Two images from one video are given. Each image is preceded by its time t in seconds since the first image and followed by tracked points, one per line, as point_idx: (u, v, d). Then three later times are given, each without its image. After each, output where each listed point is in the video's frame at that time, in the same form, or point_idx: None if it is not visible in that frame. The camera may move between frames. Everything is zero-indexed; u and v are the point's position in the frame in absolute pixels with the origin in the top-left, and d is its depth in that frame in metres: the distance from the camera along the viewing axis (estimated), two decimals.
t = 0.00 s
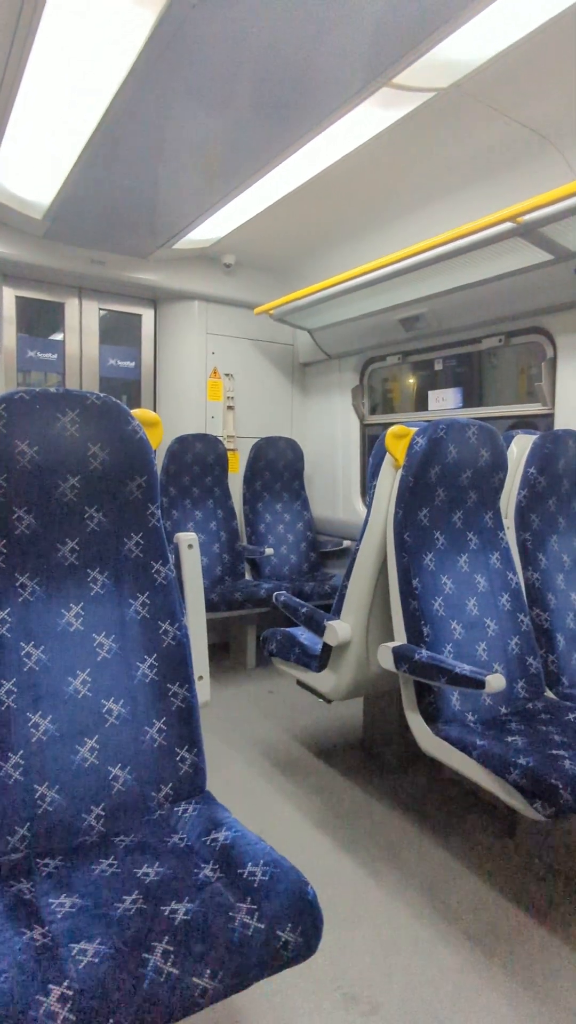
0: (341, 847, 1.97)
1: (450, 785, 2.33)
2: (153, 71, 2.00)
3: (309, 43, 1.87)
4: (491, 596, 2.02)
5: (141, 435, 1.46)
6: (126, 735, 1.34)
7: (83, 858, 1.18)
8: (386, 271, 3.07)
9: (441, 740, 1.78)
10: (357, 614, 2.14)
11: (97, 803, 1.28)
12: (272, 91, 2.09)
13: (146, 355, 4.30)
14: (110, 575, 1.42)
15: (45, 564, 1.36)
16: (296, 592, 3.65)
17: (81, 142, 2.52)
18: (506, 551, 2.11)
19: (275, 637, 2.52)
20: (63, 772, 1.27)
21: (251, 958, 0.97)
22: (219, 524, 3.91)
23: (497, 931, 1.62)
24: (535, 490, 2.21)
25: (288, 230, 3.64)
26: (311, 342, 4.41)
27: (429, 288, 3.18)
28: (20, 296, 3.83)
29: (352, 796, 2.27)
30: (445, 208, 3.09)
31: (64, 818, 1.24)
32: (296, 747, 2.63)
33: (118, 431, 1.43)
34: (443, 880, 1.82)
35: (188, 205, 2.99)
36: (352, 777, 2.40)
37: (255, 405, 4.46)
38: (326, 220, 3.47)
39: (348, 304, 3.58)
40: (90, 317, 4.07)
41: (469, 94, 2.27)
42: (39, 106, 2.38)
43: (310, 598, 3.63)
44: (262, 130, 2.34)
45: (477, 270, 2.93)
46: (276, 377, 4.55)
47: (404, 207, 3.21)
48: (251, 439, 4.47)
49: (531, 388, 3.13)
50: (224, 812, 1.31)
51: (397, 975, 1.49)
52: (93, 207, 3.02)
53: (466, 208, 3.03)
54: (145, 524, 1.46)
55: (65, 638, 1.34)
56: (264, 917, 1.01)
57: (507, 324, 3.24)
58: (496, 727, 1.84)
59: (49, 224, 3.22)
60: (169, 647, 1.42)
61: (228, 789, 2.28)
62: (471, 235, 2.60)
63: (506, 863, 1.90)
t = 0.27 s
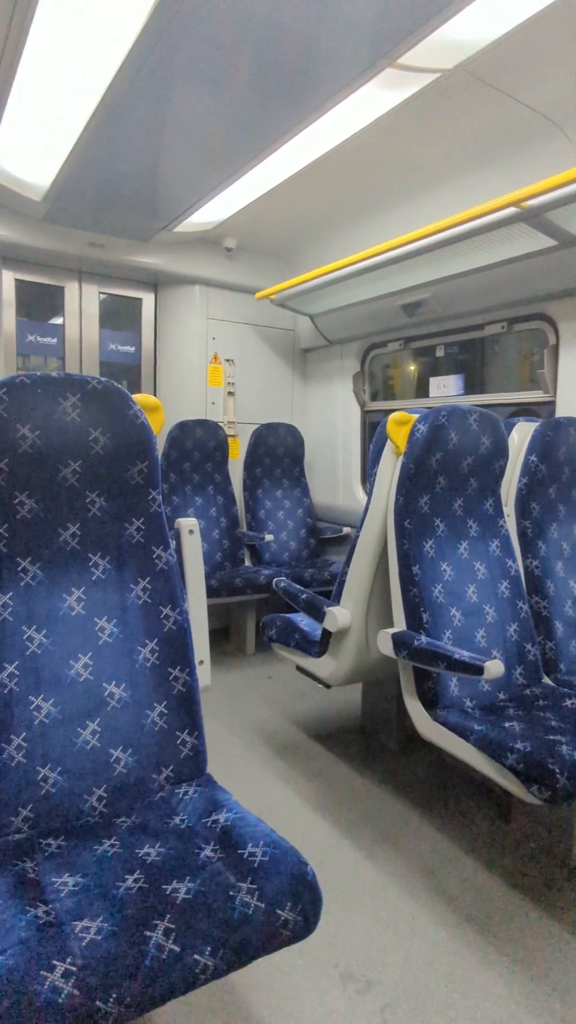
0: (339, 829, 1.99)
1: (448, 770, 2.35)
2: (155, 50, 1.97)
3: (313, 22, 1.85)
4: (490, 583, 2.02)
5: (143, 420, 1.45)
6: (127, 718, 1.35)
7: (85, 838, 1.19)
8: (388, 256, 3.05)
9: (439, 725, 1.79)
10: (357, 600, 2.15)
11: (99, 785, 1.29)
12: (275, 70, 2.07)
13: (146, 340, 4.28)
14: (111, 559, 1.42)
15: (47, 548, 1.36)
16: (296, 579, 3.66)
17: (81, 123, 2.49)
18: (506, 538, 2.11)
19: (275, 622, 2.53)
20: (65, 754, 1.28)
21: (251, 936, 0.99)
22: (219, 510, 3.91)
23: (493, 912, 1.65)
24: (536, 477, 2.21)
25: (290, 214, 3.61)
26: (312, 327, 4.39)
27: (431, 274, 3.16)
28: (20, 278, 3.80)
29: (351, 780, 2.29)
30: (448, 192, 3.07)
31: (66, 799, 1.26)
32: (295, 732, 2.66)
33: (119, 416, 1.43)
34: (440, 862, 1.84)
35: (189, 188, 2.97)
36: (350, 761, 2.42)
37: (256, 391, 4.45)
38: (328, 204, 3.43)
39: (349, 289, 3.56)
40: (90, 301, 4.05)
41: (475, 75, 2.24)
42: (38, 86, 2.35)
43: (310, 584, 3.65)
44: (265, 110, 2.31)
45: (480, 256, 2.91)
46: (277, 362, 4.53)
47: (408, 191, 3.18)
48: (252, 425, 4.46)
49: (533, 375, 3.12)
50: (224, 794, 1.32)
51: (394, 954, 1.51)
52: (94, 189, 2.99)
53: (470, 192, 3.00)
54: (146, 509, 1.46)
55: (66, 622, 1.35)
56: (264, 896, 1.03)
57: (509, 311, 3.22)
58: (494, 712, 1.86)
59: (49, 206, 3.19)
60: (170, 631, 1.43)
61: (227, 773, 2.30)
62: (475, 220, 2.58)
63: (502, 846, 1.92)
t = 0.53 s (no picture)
0: (338, 814, 2.01)
1: (446, 756, 2.37)
2: (156, 31, 1.95)
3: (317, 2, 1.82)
4: (490, 572, 2.03)
5: (143, 407, 1.45)
6: (128, 704, 1.36)
7: (86, 822, 1.20)
8: (390, 243, 3.02)
9: (437, 712, 1.80)
10: (357, 588, 2.15)
11: (100, 770, 1.30)
12: (278, 51, 2.04)
13: (146, 326, 4.26)
14: (112, 547, 1.42)
15: (47, 535, 1.36)
16: (296, 567, 3.66)
17: (81, 105, 2.45)
18: (506, 527, 2.11)
19: (275, 610, 2.54)
20: (66, 740, 1.29)
21: (250, 918, 1.00)
22: (219, 498, 3.91)
23: (489, 896, 1.67)
24: (536, 466, 2.20)
25: (292, 199, 3.57)
26: (313, 314, 4.37)
27: (434, 260, 3.13)
28: (19, 263, 3.77)
29: (350, 766, 2.31)
30: (452, 178, 3.04)
31: (67, 784, 1.27)
32: (294, 719, 2.67)
33: (120, 403, 1.43)
34: (437, 847, 1.86)
35: (190, 171, 2.94)
36: (349, 747, 2.44)
37: (257, 378, 4.43)
38: (331, 189, 3.40)
39: (351, 275, 3.53)
40: (89, 287, 4.02)
41: (480, 58, 2.21)
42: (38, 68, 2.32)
43: (309, 572, 3.65)
44: (267, 92, 2.28)
45: (483, 242, 2.89)
46: (278, 350, 4.51)
47: (411, 176, 3.15)
48: (252, 412, 4.44)
49: (535, 363, 3.11)
50: (224, 779, 1.33)
51: (392, 936, 1.53)
52: (94, 172, 2.96)
53: (474, 177, 2.97)
54: (146, 497, 1.46)
55: (67, 609, 1.36)
56: (263, 879, 1.04)
57: (512, 298, 3.20)
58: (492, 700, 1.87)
59: (49, 190, 3.16)
60: (170, 618, 1.43)
61: (227, 759, 2.32)
62: (479, 206, 2.56)
63: (499, 831, 1.94)
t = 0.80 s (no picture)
0: (339, 801, 2.03)
1: (447, 744, 2.39)
2: (156, 15, 1.93)
3: None
4: (491, 562, 2.03)
5: (145, 397, 1.45)
6: (131, 692, 1.37)
7: (90, 807, 1.22)
8: (393, 230, 3.00)
9: (438, 701, 1.81)
10: (358, 578, 2.16)
11: (103, 757, 1.32)
12: (280, 35, 2.02)
13: (148, 315, 4.24)
14: (114, 536, 1.43)
15: (50, 525, 1.37)
16: (298, 556, 3.67)
17: (81, 92, 2.43)
18: (508, 517, 2.12)
19: (277, 599, 2.55)
20: (70, 727, 1.30)
21: (252, 902, 1.02)
22: (222, 488, 3.92)
23: (489, 882, 1.68)
24: (539, 456, 2.21)
25: (294, 186, 3.55)
26: (316, 303, 4.35)
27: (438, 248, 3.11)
28: (20, 252, 3.76)
29: (351, 754, 2.33)
30: (455, 164, 3.01)
31: (71, 770, 1.28)
32: (296, 707, 2.69)
33: (121, 393, 1.43)
34: (437, 833, 1.88)
35: (191, 158, 2.91)
36: (351, 735, 2.46)
37: (259, 367, 4.42)
38: (333, 176, 3.38)
39: (354, 263, 3.51)
40: (91, 275, 4.01)
41: (485, 42, 2.19)
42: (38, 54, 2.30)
43: (312, 562, 3.66)
44: (269, 77, 2.25)
45: (487, 230, 2.87)
46: (280, 338, 4.50)
47: (414, 163, 3.12)
48: (255, 402, 4.44)
49: (539, 351, 3.10)
50: (226, 766, 1.35)
51: (392, 920, 1.55)
52: (95, 159, 2.94)
53: (478, 163, 2.95)
54: (148, 487, 1.47)
55: (70, 598, 1.37)
56: (264, 864, 1.05)
57: (516, 287, 3.18)
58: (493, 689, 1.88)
59: (50, 177, 3.14)
60: (172, 607, 1.44)
61: (229, 746, 2.34)
62: (483, 192, 2.54)
63: (499, 818, 1.96)
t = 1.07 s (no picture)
0: (344, 791, 2.04)
1: (452, 735, 2.40)
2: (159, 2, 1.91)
3: None
4: (496, 553, 2.03)
5: (149, 389, 1.46)
6: (137, 683, 1.38)
7: (98, 795, 1.23)
8: (398, 220, 2.99)
9: (442, 692, 1.82)
10: (363, 569, 2.16)
11: (110, 746, 1.33)
12: (284, 22, 2.00)
13: (152, 306, 4.24)
14: (120, 528, 1.44)
15: (56, 517, 1.38)
16: (303, 548, 3.68)
17: (85, 81, 2.42)
18: (512, 508, 2.11)
19: (282, 591, 2.56)
20: (77, 717, 1.32)
21: (257, 888, 1.03)
22: (227, 480, 3.92)
23: (493, 870, 1.70)
24: (544, 448, 2.20)
25: (298, 176, 3.53)
26: (320, 294, 4.33)
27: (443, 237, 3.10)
28: (24, 244, 3.76)
29: (356, 744, 2.34)
30: (461, 152, 2.99)
31: (79, 759, 1.30)
32: (301, 697, 2.70)
33: (126, 386, 1.43)
34: (442, 822, 1.89)
35: (195, 148, 2.90)
36: (356, 726, 2.47)
37: (263, 359, 4.41)
38: (338, 165, 3.36)
39: (359, 254, 3.49)
40: (95, 267, 4.00)
41: (490, 27, 2.16)
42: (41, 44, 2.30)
43: (317, 553, 3.67)
44: (273, 64, 2.24)
45: (493, 218, 2.85)
46: (285, 330, 4.48)
47: (419, 151, 3.10)
48: (259, 393, 4.43)
49: (545, 342, 3.08)
50: (231, 755, 1.36)
51: (396, 907, 1.56)
52: (98, 150, 2.92)
53: (483, 152, 2.92)
54: (153, 479, 1.47)
55: (76, 589, 1.38)
56: (270, 852, 1.06)
57: (522, 276, 3.16)
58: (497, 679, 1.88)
59: (53, 168, 3.13)
60: (178, 598, 1.45)
61: (235, 736, 2.35)
62: (489, 181, 2.52)
63: (503, 807, 1.97)
